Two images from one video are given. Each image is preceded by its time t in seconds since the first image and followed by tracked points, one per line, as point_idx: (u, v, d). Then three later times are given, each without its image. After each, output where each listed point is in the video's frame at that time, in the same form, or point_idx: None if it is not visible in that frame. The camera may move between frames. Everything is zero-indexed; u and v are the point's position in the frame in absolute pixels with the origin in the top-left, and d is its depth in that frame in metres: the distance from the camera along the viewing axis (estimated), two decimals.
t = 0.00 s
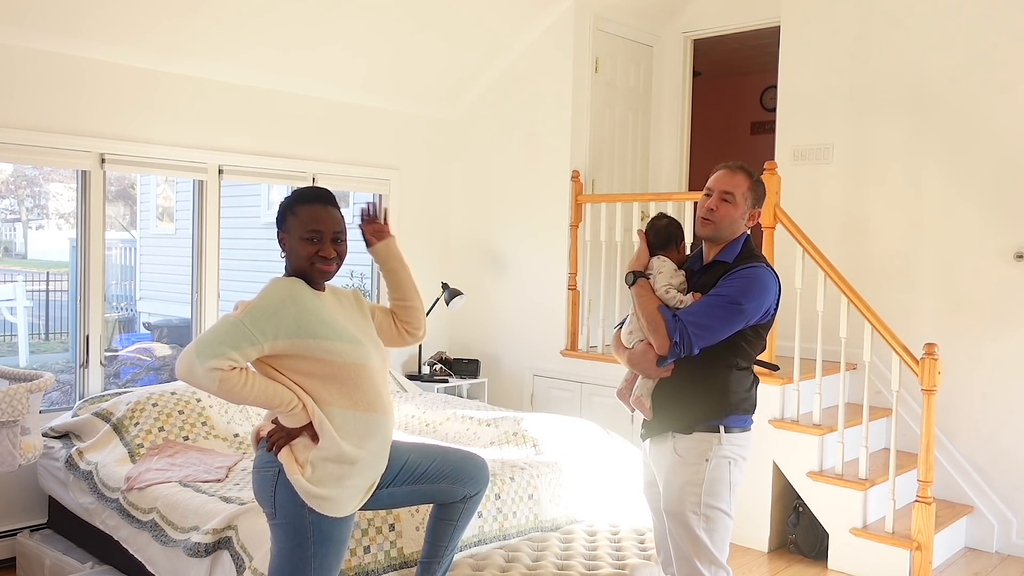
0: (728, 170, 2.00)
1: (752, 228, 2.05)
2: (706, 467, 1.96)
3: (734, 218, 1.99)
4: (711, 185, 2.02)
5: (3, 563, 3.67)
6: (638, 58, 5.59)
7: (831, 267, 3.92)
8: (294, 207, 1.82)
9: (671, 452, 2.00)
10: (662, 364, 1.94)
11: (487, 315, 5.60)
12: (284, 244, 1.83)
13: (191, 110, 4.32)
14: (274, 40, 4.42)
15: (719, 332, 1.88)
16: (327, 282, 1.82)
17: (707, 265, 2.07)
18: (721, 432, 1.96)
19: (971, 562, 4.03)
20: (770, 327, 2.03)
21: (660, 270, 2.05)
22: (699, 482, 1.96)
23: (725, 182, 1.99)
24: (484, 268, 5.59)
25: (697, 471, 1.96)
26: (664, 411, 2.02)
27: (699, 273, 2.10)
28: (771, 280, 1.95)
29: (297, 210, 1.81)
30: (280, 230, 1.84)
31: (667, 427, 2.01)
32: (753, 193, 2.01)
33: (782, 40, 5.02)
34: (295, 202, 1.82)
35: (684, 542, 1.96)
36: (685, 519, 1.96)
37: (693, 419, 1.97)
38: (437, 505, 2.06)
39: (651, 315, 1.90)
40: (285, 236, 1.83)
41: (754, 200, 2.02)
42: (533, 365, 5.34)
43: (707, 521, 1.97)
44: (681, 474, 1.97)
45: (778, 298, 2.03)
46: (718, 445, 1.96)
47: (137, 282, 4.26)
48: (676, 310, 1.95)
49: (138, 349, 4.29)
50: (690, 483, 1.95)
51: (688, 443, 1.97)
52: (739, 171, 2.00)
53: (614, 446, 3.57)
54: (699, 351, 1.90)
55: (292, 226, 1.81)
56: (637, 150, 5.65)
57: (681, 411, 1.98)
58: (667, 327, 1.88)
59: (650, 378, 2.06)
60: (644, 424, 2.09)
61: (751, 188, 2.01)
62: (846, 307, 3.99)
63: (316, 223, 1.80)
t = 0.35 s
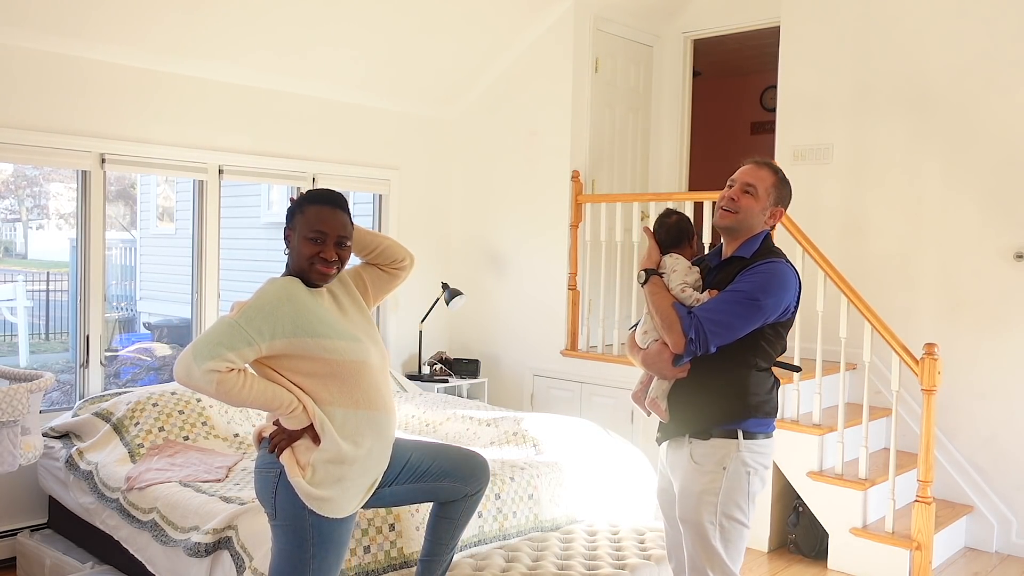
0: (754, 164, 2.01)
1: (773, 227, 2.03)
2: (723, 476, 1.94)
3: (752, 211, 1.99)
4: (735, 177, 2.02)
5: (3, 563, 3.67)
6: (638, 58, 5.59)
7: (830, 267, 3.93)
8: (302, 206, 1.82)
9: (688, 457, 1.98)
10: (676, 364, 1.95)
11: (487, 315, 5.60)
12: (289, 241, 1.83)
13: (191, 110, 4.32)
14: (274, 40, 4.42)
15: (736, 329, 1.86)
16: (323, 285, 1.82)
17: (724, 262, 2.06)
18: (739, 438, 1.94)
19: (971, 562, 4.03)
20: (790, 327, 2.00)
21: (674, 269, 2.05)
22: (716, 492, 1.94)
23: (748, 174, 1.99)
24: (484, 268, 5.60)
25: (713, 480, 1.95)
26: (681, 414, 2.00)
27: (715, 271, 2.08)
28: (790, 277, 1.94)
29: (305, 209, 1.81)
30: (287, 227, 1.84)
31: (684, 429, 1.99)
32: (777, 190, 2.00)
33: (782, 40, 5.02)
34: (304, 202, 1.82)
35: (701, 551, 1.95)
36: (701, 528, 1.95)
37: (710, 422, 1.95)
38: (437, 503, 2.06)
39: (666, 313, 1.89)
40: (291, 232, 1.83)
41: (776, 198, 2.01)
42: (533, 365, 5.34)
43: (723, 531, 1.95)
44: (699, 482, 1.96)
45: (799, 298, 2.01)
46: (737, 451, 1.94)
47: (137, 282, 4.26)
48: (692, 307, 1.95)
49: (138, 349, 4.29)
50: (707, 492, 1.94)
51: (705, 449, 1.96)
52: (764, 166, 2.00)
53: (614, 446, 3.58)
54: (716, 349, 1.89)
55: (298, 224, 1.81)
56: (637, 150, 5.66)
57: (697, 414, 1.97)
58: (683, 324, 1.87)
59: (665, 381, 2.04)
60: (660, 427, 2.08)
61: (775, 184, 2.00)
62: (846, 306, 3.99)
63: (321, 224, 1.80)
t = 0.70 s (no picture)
0: (767, 164, 2.00)
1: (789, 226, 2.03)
2: (734, 487, 1.94)
3: (765, 211, 1.98)
4: (747, 177, 2.02)
5: (3, 563, 3.67)
6: (638, 58, 5.59)
7: (830, 267, 3.93)
8: (301, 207, 1.82)
9: (699, 467, 1.99)
10: (688, 368, 1.96)
11: (487, 315, 5.60)
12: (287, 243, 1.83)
13: (191, 110, 4.32)
14: (274, 40, 4.42)
15: (747, 328, 1.86)
16: (323, 285, 1.82)
17: (738, 262, 2.05)
18: (753, 446, 1.93)
19: (971, 561, 4.03)
20: (807, 328, 1.98)
21: (682, 272, 2.07)
22: (727, 503, 1.95)
23: (760, 174, 1.99)
24: (484, 268, 5.60)
25: (724, 490, 1.95)
26: (693, 420, 2.00)
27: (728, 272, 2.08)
28: (804, 275, 1.93)
29: (304, 210, 1.81)
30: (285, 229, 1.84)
31: (696, 437, 1.99)
32: (790, 189, 1.99)
33: (782, 40, 5.02)
34: (302, 203, 1.82)
35: (712, 562, 1.96)
36: (712, 540, 1.95)
37: (723, 428, 1.95)
38: (437, 503, 2.06)
39: (672, 314, 1.91)
40: (290, 234, 1.83)
41: (791, 197, 2.00)
42: (533, 365, 5.34)
43: (734, 543, 1.95)
44: (710, 493, 1.96)
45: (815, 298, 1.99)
46: (751, 461, 1.94)
47: (137, 282, 4.26)
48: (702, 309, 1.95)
49: (138, 349, 4.29)
50: (717, 504, 1.94)
51: (717, 459, 1.96)
52: (778, 166, 2.00)
53: (614, 446, 3.58)
54: (728, 351, 1.89)
55: (297, 226, 1.81)
56: (637, 150, 5.66)
57: (709, 420, 1.97)
58: (690, 325, 1.88)
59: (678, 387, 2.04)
60: (674, 435, 2.08)
61: (789, 184, 1.99)
62: (846, 306, 3.99)
63: (321, 225, 1.80)
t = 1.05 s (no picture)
0: (768, 161, 2.00)
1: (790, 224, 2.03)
2: (734, 488, 1.94)
3: (765, 210, 1.98)
4: (748, 175, 2.01)
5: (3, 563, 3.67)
6: (638, 58, 5.59)
7: (830, 267, 3.93)
8: (301, 210, 1.81)
9: (698, 468, 1.99)
10: (684, 366, 1.97)
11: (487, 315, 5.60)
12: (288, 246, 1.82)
13: (190, 110, 4.32)
14: (274, 40, 4.42)
15: (740, 325, 1.86)
16: (329, 287, 1.83)
17: (737, 260, 2.06)
18: (751, 446, 1.94)
19: (971, 561, 4.03)
20: (805, 324, 1.98)
21: (678, 273, 2.04)
22: (726, 504, 1.95)
23: (760, 172, 1.98)
24: (484, 268, 5.60)
25: (724, 491, 1.95)
26: (691, 419, 2.00)
27: (728, 270, 2.08)
28: (799, 270, 1.92)
29: (305, 214, 1.80)
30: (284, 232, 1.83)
31: (695, 436, 1.99)
32: (791, 186, 1.99)
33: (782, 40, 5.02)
34: (303, 206, 1.81)
35: (712, 562, 1.96)
36: (712, 541, 1.96)
37: (721, 428, 1.95)
38: (437, 503, 2.06)
39: (667, 312, 1.93)
40: (290, 237, 1.82)
41: (791, 194, 1.99)
42: (533, 365, 5.34)
43: (734, 544, 1.95)
44: (709, 494, 1.96)
45: (813, 294, 1.98)
46: (750, 462, 1.94)
47: (137, 282, 4.26)
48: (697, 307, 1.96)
49: (138, 349, 4.29)
50: (717, 505, 1.95)
51: (716, 459, 1.96)
52: (779, 163, 1.99)
53: (614, 446, 3.58)
54: (722, 349, 1.89)
55: (299, 229, 1.80)
56: (637, 150, 5.66)
57: (707, 419, 1.96)
58: (683, 322, 1.90)
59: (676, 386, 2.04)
60: (674, 434, 2.08)
61: (789, 181, 1.98)
62: (846, 306, 3.98)
63: (325, 228, 1.80)
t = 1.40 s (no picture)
0: (744, 164, 2.00)
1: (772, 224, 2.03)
2: (720, 480, 1.94)
3: (746, 213, 1.98)
4: (726, 179, 2.01)
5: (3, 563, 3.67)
6: (638, 58, 5.59)
7: (830, 267, 3.93)
8: (303, 216, 1.78)
9: (685, 460, 1.98)
10: (672, 365, 1.97)
11: (487, 315, 5.60)
12: (294, 253, 1.80)
13: (190, 110, 4.32)
14: (274, 40, 4.42)
15: (727, 326, 1.87)
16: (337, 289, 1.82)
17: (722, 262, 2.06)
18: (737, 440, 1.94)
19: (971, 561, 4.03)
20: (788, 326, 1.99)
21: (664, 274, 2.05)
22: (712, 496, 1.94)
23: (738, 176, 1.98)
24: (484, 268, 5.59)
25: (710, 483, 1.95)
26: (678, 414, 2.00)
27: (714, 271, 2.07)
28: (784, 274, 1.92)
29: (308, 220, 1.77)
30: (289, 238, 1.80)
31: (682, 431, 1.99)
32: (769, 187, 1.98)
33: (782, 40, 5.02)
34: (305, 211, 1.78)
35: (700, 555, 1.95)
36: (698, 532, 1.95)
37: (708, 423, 1.95)
38: (437, 503, 2.06)
39: (656, 312, 1.94)
40: (295, 243, 1.80)
41: (771, 195, 1.99)
42: (533, 365, 5.34)
43: (722, 535, 1.95)
44: (696, 487, 1.96)
45: (797, 295, 1.98)
46: (735, 454, 1.94)
47: (137, 282, 4.26)
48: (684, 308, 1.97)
49: (138, 349, 4.29)
50: (704, 496, 1.94)
51: (702, 452, 1.96)
52: (755, 165, 1.99)
53: (614, 446, 3.58)
54: (709, 348, 1.90)
55: (303, 236, 1.78)
56: (637, 151, 5.65)
57: (695, 415, 1.97)
58: (671, 322, 1.91)
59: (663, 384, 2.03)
60: (660, 429, 2.08)
61: (767, 183, 1.98)
62: (846, 306, 3.99)
63: (331, 233, 1.78)
